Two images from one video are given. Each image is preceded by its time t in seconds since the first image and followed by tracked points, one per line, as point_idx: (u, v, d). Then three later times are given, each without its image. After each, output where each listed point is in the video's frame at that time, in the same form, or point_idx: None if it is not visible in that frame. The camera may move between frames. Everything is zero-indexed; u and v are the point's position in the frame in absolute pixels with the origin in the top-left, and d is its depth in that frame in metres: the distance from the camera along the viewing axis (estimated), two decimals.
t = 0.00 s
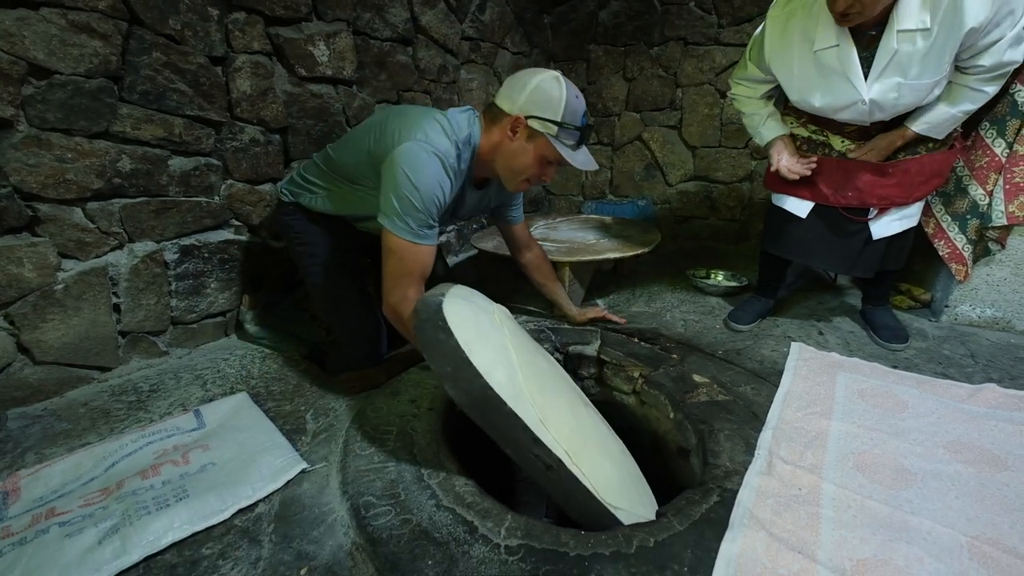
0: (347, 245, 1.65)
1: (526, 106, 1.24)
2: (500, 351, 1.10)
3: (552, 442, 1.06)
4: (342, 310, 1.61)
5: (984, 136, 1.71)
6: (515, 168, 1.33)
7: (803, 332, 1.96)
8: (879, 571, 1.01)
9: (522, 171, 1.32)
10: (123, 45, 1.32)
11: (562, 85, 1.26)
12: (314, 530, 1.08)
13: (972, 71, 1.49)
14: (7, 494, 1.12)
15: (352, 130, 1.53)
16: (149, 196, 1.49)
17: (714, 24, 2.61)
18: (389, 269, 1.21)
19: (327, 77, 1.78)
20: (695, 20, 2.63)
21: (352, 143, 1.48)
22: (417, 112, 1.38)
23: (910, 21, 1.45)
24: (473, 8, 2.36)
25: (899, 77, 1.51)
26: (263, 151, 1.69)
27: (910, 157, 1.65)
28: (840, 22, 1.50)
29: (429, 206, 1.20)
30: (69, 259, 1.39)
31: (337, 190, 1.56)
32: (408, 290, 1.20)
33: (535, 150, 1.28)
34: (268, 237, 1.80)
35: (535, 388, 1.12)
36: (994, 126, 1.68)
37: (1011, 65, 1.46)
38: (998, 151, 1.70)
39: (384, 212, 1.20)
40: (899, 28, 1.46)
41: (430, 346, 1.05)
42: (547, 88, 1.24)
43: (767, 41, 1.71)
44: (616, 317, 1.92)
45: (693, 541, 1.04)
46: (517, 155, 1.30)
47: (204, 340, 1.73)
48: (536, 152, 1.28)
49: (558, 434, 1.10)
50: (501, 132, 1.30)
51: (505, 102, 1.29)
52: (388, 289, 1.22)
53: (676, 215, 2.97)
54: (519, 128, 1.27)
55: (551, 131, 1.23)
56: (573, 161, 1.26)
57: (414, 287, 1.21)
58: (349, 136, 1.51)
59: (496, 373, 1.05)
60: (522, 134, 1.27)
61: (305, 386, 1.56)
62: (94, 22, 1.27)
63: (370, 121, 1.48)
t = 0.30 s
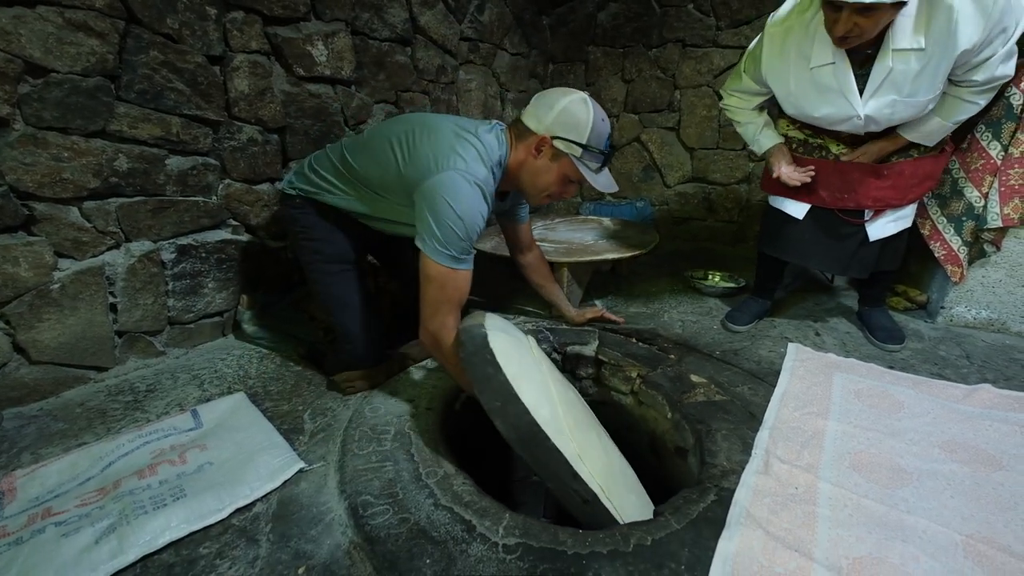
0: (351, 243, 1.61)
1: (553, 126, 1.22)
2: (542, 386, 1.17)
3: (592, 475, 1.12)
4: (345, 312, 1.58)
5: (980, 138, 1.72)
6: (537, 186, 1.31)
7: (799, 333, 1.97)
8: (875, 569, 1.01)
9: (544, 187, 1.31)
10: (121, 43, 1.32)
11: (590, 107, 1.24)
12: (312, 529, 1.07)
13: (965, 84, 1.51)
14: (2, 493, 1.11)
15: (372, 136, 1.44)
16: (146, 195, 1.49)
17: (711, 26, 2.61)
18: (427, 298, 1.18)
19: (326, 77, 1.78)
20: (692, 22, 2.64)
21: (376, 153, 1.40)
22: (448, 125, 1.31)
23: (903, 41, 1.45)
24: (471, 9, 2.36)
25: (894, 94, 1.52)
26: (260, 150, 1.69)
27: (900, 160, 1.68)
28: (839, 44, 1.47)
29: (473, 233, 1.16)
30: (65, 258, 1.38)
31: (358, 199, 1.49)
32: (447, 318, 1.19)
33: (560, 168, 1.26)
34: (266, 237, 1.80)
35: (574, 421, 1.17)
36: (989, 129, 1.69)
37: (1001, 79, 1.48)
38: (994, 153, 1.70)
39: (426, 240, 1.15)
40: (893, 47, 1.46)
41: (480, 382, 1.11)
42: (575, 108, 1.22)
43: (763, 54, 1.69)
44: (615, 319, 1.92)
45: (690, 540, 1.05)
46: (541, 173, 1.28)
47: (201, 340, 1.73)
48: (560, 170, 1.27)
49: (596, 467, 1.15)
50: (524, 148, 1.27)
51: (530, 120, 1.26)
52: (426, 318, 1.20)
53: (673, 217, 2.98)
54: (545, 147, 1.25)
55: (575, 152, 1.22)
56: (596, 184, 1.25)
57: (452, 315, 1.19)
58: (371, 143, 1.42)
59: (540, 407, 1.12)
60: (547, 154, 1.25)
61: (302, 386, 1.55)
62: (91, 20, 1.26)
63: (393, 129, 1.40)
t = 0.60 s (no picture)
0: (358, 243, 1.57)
1: (571, 145, 1.21)
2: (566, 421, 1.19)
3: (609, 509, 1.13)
4: (353, 320, 1.54)
5: (977, 126, 1.71)
6: (554, 203, 1.31)
7: (802, 326, 1.96)
8: (883, 562, 1.01)
9: (560, 204, 1.30)
10: (118, 56, 1.33)
11: (606, 127, 1.23)
12: (318, 534, 1.08)
13: (965, 78, 1.52)
14: (10, 505, 1.12)
15: (390, 151, 1.40)
16: (146, 205, 1.49)
17: (705, 22, 2.61)
18: (455, 327, 1.19)
19: (321, 83, 1.78)
20: (686, 19, 2.64)
21: (395, 171, 1.36)
22: (470, 146, 1.27)
23: (908, 38, 1.44)
24: (465, 12, 2.37)
25: (899, 91, 1.51)
26: (258, 158, 1.70)
27: (898, 151, 1.67)
28: (847, 43, 1.47)
29: (502, 264, 1.15)
30: (67, 270, 1.39)
31: (376, 212, 1.47)
32: (474, 345, 1.21)
33: (577, 186, 1.26)
34: (266, 244, 1.81)
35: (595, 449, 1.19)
36: (986, 117, 1.68)
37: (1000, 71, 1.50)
38: (992, 141, 1.70)
39: (454, 270, 1.15)
40: (898, 44, 1.46)
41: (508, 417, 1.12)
42: (591, 128, 1.21)
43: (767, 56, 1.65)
44: (619, 317, 1.92)
45: (697, 536, 1.05)
46: (559, 191, 1.28)
47: (204, 348, 1.74)
48: (577, 188, 1.26)
49: (612, 506, 1.16)
50: (540, 167, 1.26)
51: (547, 138, 1.24)
52: (454, 344, 1.22)
53: (673, 213, 2.98)
54: (562, 166, 1.24)
55: (592, 172, 1.21)
56: (613, 204, 1.25)
57: (480, 343, 1.21)
58: (389, 159, 1.39)
59: (566, 446, 1.14)
60: (564, 172, 1.25)
61: (306, 391, 1.56)
62: (88, 33, 1.27)
63: (413, 146, 1.36)
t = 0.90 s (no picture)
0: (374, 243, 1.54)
1: (607, 157, 1.19)
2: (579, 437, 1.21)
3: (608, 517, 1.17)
4: (358, 324, 1.54)
5: (975, 121, 1.71)
6: (585, 213, 1.30)
7: (803, 324, 1.96)
8: (887, 558, 1.01)
9: (592, 213, 1.29)
10: (116, 64, 1.33)
11: (639, 139, 1.22)
12: (322, 539, 1.08)
13: (970, 78, 1.50)
14: (14, 515, 1.12)
15: (421, 153, 1.35)
16: (146, 213, 1.50)
17: (702, 21, 2.61)
18: (480, 332, 1.12)
19: (319, 88, 1.79)
20: (683, 18, 2.64)
21: (424, 174, 1.32)
22: (504, 153, 1.23)
23: (918, 39, 1.43)
24: (462, 14, 2.37)
25: (905, 91, 1.51)
26: (258, 164, 1.70)
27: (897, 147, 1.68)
28: (859, 42, 1.47)
29: (535, 274, 1.10)
30: (68, 278, 1.39)
31: (400, 216, 1.42)
32: (499, 352, 1.15)
33: (609, 196, 1.25)
34: (267, 249, 1.81)
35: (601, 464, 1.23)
36: (985, 111, 1.68)
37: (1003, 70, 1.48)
38: (990, 135, 1.69)
39: (485, 277, 1.09)
40: (906, 44, 1.46)
41: (533, 432, 1.11)
42: (625, 140, 1.20)
43: (774, 55, 1.63)
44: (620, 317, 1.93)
45: (700, 535, 1.05)
46: (590, 202, 1.26)
47: (205, 354, 1.74)
48: (611, 198, 1.26)
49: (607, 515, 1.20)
50: (574, 177, 1.23)
51: (581, 150, 1.21)
52: (477, 349, 1.15)
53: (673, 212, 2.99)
54: (596, 176, 1.22)
55: (627, 183, 1.21)
56: (645, 216, 1.24)
57: (502, 351, 1.16)
58: (419, 162, 1.34)
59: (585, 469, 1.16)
60: (598, 183, 1.23)
61: (308, 396, 1.56)
62: (85, 42, 1.27)
63: (443, 150, 1.31)
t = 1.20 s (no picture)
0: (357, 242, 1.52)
1: (606, 176, 1.19)
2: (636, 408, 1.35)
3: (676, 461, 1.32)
4: (334, 324, 1.50)
5: (939, 123, 1.76)
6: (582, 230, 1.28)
7: (775, 320, 2.00)
8: (852, 547, 1.03)
9: (588, 231, 1.28)
10: (70, 52, 1.27)
11: (637, 161, 1.23)
12: (291, 543, 1.05)
13: (936, 77, 1.54)
14: None
15: (411, 164, 1.31)
16: (105, 209, 1.44)
17: (679, 20, 2.63)
18: (538, 350, 1.22)
19: (291, 82, 1.75)
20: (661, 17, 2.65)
21: (427, 190, 1.28)
22: (510, 169, 1.20)
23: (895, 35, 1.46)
24: (439, 9, 2.35)
25: (878, 88, 1.54)
26: (226, 159, 1.65)
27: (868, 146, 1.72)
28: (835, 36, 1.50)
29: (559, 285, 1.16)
30: (20, 278, 1.33)
31: (404, 226, 1.41)
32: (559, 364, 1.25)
33: (607, 215, 1.24)
34: (237, 247, 1.77)
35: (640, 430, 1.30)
36: (948, 113, 1.73)
37: (966, 71, 1.53)
38: (953, 137, 1.74)
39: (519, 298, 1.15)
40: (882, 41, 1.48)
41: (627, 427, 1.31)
42: (626, 162, 1.20)
43: (755, 49, 1.63)
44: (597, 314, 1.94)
45: (673, 530, 1.05)
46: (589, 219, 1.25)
47: (171, 356, 1.69)
48: (608, 217, 1.25)
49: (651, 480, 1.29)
50: (571, 195, 1.22)
51: (581, 168, 1.22)
52: (541, 365, 1.25)
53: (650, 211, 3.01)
54: (594, 195, 1.21)
55: (624, 203, 1.21)
56: (641, 235, 1.24)
57: (564, 359, 1.25)
58: (419, 175, 1.29)
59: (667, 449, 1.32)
60: (596, 201, 1.22)
61: (279, 397, 1.52)
62: (36, 29, 1.21)
63: (445, 163, 1.27)
